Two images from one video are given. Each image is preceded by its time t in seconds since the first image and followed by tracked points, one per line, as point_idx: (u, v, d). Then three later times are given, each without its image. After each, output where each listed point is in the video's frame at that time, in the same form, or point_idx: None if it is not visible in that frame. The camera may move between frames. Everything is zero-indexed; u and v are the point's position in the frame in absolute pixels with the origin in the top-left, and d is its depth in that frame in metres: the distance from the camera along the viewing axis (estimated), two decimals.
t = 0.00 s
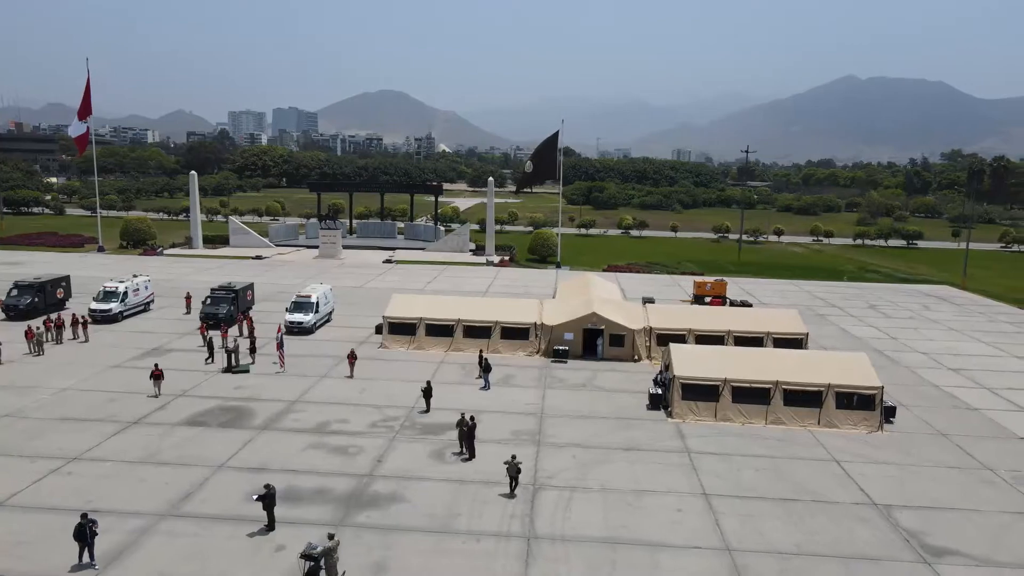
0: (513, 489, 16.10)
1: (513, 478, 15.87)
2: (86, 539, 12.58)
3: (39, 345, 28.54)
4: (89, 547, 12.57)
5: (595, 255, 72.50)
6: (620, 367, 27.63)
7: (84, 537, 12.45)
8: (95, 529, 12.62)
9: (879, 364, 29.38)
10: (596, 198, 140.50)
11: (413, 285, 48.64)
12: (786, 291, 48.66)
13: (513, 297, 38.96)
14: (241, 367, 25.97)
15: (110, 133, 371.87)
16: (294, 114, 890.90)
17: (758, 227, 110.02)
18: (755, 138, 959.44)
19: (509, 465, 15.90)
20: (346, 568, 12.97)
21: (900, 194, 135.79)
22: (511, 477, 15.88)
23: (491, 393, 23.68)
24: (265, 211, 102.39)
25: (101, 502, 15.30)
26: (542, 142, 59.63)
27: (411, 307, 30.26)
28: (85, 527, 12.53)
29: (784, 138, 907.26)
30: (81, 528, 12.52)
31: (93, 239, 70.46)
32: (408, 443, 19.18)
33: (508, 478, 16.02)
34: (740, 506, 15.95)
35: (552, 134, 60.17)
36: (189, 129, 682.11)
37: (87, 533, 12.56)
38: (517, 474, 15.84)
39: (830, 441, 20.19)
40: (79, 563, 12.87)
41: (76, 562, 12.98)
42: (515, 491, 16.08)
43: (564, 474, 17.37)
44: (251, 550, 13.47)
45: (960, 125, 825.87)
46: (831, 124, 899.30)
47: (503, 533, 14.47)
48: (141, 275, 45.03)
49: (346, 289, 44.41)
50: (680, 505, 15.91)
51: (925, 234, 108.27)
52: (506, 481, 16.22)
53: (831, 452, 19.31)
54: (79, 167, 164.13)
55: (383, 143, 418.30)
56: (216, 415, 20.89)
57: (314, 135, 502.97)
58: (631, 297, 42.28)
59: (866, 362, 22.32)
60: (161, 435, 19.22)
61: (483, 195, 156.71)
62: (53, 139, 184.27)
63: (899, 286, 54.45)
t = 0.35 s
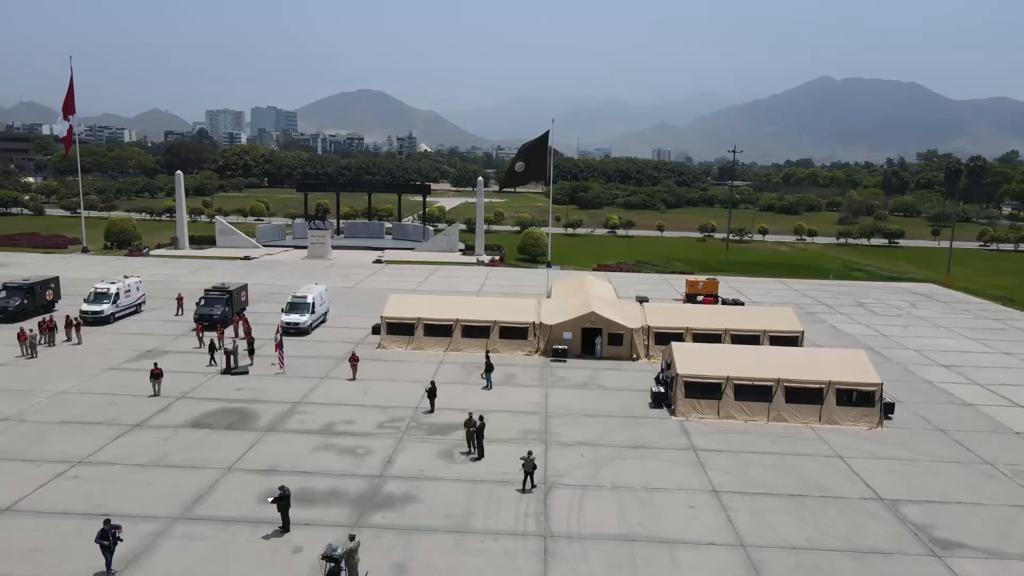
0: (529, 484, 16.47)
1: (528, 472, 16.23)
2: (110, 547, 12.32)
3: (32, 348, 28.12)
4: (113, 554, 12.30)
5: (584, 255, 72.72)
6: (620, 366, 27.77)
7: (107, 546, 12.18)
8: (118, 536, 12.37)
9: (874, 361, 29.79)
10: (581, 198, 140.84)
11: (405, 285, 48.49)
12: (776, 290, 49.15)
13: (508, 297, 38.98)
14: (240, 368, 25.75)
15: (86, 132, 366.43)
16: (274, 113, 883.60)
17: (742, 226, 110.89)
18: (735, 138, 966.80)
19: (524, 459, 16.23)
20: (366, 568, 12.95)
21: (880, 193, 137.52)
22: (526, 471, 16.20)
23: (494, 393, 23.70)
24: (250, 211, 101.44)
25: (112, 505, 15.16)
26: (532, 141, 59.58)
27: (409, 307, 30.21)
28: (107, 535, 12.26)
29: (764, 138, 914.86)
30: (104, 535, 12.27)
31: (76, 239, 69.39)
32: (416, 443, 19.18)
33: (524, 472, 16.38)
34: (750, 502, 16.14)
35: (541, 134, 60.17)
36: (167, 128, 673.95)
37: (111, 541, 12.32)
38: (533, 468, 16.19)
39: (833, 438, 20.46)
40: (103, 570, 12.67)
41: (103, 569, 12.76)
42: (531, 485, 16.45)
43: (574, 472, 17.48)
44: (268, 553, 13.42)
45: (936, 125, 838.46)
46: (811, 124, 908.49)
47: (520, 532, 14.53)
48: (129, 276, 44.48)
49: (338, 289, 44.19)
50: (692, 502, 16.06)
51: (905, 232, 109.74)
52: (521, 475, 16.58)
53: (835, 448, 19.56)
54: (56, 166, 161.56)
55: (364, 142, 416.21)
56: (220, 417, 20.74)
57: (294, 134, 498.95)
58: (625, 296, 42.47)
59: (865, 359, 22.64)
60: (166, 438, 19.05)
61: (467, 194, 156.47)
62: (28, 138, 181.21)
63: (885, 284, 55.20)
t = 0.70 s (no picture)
0: (545, 481, 16.60)
1: (543, 469, 16.37)
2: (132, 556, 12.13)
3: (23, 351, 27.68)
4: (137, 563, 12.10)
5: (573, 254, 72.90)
6: (619, 366, 27.95)
7: (131, 555, 11.97)
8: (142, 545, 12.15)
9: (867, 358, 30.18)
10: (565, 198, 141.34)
11: (396, 285, 48.31)
12: (765, 289, 49.64)
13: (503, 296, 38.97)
14: (239, 370, 25.51)
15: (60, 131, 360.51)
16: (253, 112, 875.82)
17: (725, 226, 111.71)
18: (716, 138, 973.99)
19: (539, 456, 16.36)
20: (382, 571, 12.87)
21: (859, 193, 139.30)
22: (541, 467, 16.35)
23: (496, 392, 23.71)
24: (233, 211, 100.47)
25: (121, 509, 14.98)
26: (522, 142, 59.64)
27: (406, 307, 30.13)
28: (130, 544, 12.02)
29: (744, 138, 922.47)
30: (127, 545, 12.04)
31: (57, 241, 68.27)
32: (422, 443, 19.16)
33: (540, 469, 16.50)
34: (759, 499, 16.30)
35: (531, 135, 60.26)
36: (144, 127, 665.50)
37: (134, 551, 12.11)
38: (548, 465, 16.33)
39: (833, 434, 20.75)
40: None
41: None
42: (546, 482, 16.57)
43: (583, 471, 17.57)
44: (283, 555, 13.34)
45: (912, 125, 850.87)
46: (790, 125, 917.73)
47: (534, 531, 14.56)
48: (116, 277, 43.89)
49: (330, 290, 43.93)
50: (702, 500, 16.20)
51: (886, 232, 111.18)
52: (535, 472, 16.70)
53: (837, 444, 19.82)
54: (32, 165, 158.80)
55: (345, 142, 413.62)
56: (223, 419, 20.56)
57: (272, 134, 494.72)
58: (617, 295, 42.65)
59: (863, 356, 22.97)
60: (169, 440, 18.86)
61: (452, 195, 156.16)
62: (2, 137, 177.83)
63: (870, 283, 55.94)
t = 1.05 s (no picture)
0: (557, 475, 16.87)
1: (555, 464, 16.66)
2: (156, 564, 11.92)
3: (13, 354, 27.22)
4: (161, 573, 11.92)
5: (560, 254, 73.04)
6: (616, 365, 28.10)
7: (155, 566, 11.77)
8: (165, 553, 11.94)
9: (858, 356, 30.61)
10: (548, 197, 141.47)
11: (386, 285, 48.07)
12: (753, 287, 50.12)
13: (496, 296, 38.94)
14: (236, 371, 25.30)
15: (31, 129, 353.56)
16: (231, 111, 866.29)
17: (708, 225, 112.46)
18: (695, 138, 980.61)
19: (551, 451, 16.65)
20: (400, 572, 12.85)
21: (837, 193, 140.98)
22: (553, 463, 16.63)
23: (496, 392, 23.73)
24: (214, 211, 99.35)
25: (130, 513, 14.83)
26: (511, 142, 59.68)
27: (401, 307, 30.05)
28: (154, 555, 11.79)
29: (723, 138, 929.72)
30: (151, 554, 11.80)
31: (35, 242, 67.08)
32: (428, 444, 19.14)
33: (552, 464, 16.78)
34: (766, 495, 16.49)
35: (520, 135, 60.33)
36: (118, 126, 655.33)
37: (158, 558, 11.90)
38: (560, 459, 16.63)
39: (832, 430, 21.04)
40: None
41: None
42: (558, 477, 16.84)
43: (590, 469, 17.66)
44: (299, 558, 13.27)
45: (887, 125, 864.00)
46: (768, 125, 926.67)
47: (547, 529, 14.63)
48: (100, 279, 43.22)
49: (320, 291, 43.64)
50: (710, 496, 16.37)
51: (866, 231, 112.59)
52: (548, 467, 16.97)
53: (837, 441, 20.11)
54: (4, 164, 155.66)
55: (323, 142, 410.52)
56: (224, 421, 20.37)
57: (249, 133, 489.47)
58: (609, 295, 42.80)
59: (858, 354, 23.34)
60: (171, 444, 18.66)
61: (434, 194, 155.63)
62: None
63: (854, 281, 56.68)
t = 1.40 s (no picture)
0: (565, 473, 17.12)
1: (563, 460, 16.95)
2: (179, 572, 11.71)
3: None
4: None
5: (544, 254, 73.24)
6: (610, 364, 28.27)
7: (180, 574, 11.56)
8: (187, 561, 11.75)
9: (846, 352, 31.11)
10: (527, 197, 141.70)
11: (372, 286, 47.80)
12: (737, 286, 50.68)
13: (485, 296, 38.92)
14: (230, 374, 25.00)
15: None
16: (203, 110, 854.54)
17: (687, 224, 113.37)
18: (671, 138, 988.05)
19: (559, 448, 16.94)
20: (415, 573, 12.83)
21: (812, 193, 142.99)
22: (562, 459, 16.92)
23: (494, 392, 23.75)
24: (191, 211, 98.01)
25: (135, 518, 14.62)
26: (495, 142, 59.73)
27: (394, 308, 29.94)
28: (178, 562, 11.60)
29: (698, 138, 937.82)
30: (174, 563, 11.60)
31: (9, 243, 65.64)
32: (430, 445, 19.11)
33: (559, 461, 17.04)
34: (768, 492, 16.73)
35: (504, 135, 60.40)
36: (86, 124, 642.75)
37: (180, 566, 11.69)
38: (568, 456, 16.94)
39: (827, 427, 21.39)
40: None
41: None
42: (566, 474, 17.07)
43: (594, 468, 17.78)
44: (312, 561, 13.20)
45: (858, 125, 877.88)
46: (742, 125, 936.74)
47: (557, 528, 14.71)
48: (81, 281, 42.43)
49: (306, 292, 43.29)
50: (715, 493, 16.56)
51: (841, 230, 114.35)
52: (555, 464, 17.22)
53: (833, 437, 20.44)
54: None
55: (297, 142, 406.57)
56: (222, 425, 20.15)
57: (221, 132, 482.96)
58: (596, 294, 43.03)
59: (849, 351, 23.74)
60: (170, 448, 18.42)
61: (412, 194, 155.02)
62: None
63: (834, 279, 57.56)
